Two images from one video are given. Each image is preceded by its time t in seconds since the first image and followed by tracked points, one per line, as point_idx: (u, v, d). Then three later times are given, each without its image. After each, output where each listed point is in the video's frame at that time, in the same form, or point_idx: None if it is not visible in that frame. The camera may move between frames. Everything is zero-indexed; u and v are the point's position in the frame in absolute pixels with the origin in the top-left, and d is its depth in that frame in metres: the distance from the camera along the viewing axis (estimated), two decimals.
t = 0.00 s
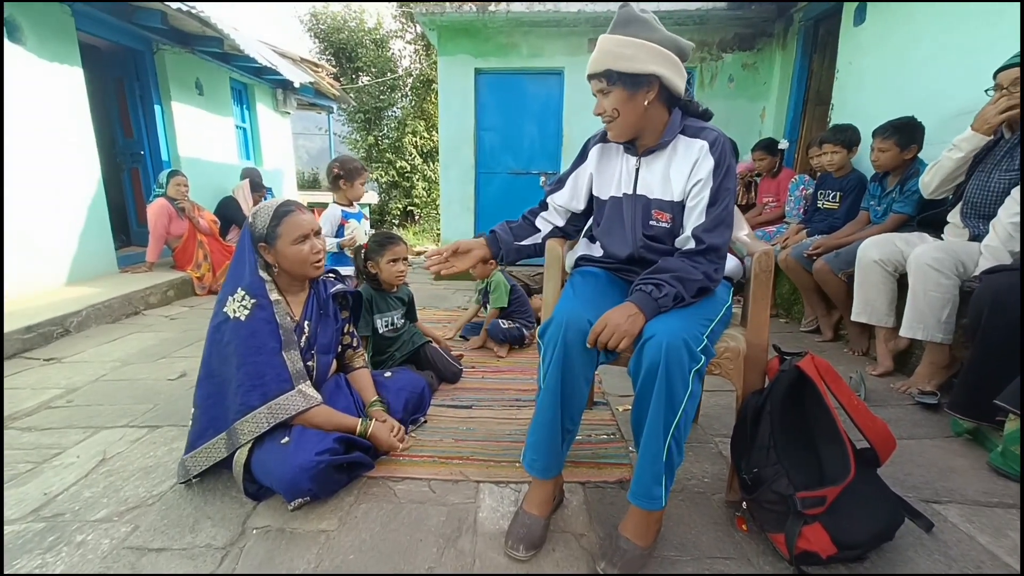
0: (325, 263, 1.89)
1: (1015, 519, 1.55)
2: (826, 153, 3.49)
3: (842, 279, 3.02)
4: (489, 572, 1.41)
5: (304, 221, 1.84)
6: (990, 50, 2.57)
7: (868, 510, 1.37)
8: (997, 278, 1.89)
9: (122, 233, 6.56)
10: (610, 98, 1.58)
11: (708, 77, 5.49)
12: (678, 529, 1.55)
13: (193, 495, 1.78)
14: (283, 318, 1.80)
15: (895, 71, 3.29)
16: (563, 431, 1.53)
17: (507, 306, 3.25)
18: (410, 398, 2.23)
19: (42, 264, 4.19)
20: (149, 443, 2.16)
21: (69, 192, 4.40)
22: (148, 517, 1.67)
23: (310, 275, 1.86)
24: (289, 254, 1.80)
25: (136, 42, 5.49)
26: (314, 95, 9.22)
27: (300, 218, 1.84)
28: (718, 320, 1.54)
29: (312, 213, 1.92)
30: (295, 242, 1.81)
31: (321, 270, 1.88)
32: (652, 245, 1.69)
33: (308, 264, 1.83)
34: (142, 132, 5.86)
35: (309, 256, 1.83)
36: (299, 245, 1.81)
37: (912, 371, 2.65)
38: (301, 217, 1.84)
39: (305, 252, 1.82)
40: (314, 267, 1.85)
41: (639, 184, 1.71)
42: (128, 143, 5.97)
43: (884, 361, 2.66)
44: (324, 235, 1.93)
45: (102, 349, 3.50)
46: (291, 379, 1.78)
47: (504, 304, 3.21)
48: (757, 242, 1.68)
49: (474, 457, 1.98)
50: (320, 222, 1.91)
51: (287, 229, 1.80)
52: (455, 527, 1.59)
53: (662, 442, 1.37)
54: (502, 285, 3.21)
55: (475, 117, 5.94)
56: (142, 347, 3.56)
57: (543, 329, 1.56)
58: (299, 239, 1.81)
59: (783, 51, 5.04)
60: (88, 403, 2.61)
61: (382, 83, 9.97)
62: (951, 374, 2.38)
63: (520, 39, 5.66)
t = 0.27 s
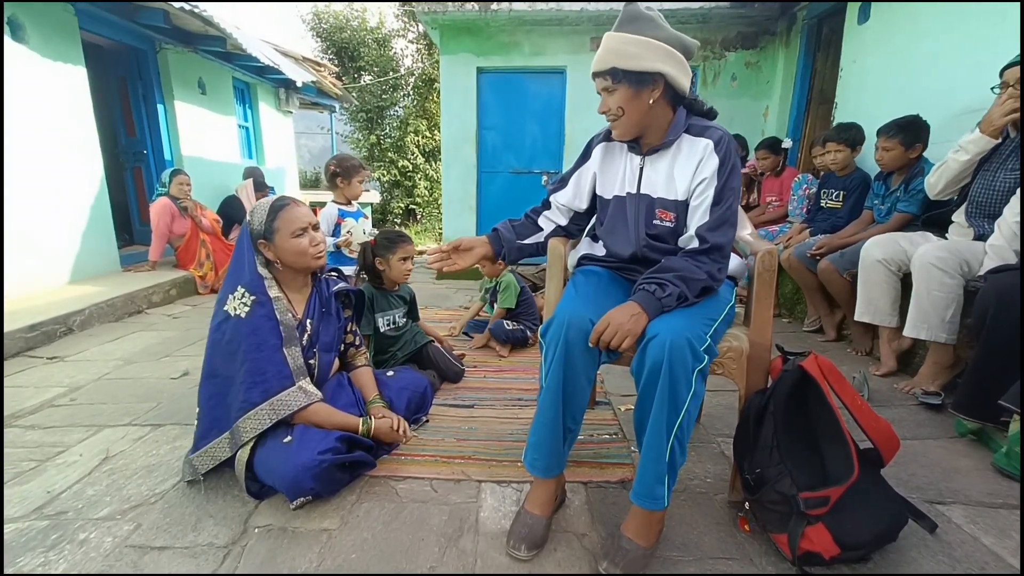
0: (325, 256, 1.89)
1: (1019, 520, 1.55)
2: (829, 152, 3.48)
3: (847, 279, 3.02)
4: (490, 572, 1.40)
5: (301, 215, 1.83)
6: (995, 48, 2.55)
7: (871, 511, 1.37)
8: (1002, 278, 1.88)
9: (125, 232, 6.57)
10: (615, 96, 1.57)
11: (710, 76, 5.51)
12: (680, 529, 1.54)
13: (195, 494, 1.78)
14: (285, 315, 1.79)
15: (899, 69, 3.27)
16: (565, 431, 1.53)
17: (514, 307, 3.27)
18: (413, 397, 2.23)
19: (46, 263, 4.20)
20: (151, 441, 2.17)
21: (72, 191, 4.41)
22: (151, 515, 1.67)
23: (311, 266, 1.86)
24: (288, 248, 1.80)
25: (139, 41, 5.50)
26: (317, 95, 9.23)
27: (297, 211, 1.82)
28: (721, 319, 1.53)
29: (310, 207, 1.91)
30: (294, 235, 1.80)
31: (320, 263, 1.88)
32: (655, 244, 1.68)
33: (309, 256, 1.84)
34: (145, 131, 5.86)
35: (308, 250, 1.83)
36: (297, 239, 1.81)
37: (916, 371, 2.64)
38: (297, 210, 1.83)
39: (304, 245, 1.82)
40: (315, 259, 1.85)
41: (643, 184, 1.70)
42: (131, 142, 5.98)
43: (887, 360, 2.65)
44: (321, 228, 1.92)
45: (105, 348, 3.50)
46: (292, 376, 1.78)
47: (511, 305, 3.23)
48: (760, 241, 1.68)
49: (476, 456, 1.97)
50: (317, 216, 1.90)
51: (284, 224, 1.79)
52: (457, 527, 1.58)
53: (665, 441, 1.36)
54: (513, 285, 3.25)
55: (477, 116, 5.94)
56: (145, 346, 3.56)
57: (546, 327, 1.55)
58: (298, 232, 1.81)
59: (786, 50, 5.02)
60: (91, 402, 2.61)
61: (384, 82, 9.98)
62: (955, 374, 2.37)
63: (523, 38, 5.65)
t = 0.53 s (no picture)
0: (326, 255, 1.88)
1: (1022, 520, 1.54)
2: (833, 151, 3.47)
3: (850, 278, 3.01)
4: (491, 568, 1.41)
5: (307, 213, 1.84)
6: (1000, 46, 2.54)
7: (872, 510, 1.37)
8: (1006, 278, 1.88)
9: (128, 229, 6.59)
10: (618, 100, 1.56)
11: (714, 74, 5.52)
12: (681, 527, 1.54)
13: (197, 488, 1.79)
14: (284, 310, 1.80)
15: (904, 68, 3.26)
16: (566, 428, 1.53)
17: (519, 306, 3.26)
18: (414, 393, 2.22)
19: (49, 259, 4.21)
20: (154, 436, 2.17)
21: (75, 187, 4.41)
22: (153, 509, 1.67)
23: (310, 268, 1.85)
24: (291, 246, 1.79)
25: (142, 38, 5.50)
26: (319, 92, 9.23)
27: (303, 210, 1.84)
28: (723, 317, 1.53)
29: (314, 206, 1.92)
30: (299, 234, 1.80)
31: (321, 263, 1.88)
32: (658, 242, 1.68)
33: (311, 258, 1.83)
34: (148, 127, 5.87)
35: (310, 248, 1.82)
36: (302, 238, 1.81)
37: (919, 370, 2.64)
38: (303, 210, 1.84)
39: (308, 244, 1.81)
40: (315, 261, 1.85)
41: (647, 182, 1.70)
42: (134, 138, 5.98)
43: (890, 359, 2.64)
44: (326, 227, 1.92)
45: (108, 344, 3.51)
46: (292, 371, 1.78)
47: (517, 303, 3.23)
48: (763, 239, 1.67)
49: (477, 453, 1.97)
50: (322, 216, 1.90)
51: (290, 222, 1.80)
52: (458, 523, 1.59)
53: (667, 439, 1.36)
54: (519, 285, 3.23)
55: (480, 114, 5.93)
56: (148, 342, 3.57)
57: (547, 325, 1.55)
58: (302, 231, 1.81)
59: (790, 48, 5.00)
60: (93, 397, 2.62)
61: (387, 80, 9.97)
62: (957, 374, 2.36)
63: (525, 36, 5.64)
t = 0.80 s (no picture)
0: (326, 253, 1.89)
1: None
2: (836, 149, 3.46)
3: (852, 277, 3.00)
4: (494, 569, 1.41)
5: (304, 211, 1.85)
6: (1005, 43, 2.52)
7: (876, 510, 1.36)
8: (1011, 276, 1.87)
9: (131, 229, 6.61)
10: (624, 94, 1.56)
11: (717, 72, 5.54)
12: (684, 527, 1.54)
13: (200, 489, 1.79)
14: (286, 312, 1.80)
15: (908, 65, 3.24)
16: (568, 427, 1.52)
17: (521, 305, 3.28)
18: (416, 393, 2.23)
19: (52, 260, 4.22)
20: (157, 436, 2.18)
21: (79, 188, 4.43)
22: (156, 509, 1.68)
23: (314, 264, 1.86)
24: (291, 244, 1.80)
25: (145, 38, 5.51)
26: (321, 92, 9.23)
27: (300, 208, 1.84)
28: (726, 317, 1.52)
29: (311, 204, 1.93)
30: (299, 232, 1.81)
31: (324, 259, 1.89)
32: (660, 241, 1.68)
33: (312, 254, 1.84)
34: (151, 128, 5.89)
35: (312, 245, 1.83)
36: (302, 235, 1.82)
37: (922, 370, 2.63)
38: (301, 208, 1.85)
39: (308, 241, 1.82)
40: (318, 257, 1.86)
41: (649, 181, 1.69)
42: (137, 139, 6.00)
43: (894, 359, 2.63)
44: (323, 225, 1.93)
45: (112, 344, 3.52)
46: (295, 372, 1.78)
47: (519, 304, 3.25)
48: (765, 238, 1.67)
49: (479, 453, 1.97)
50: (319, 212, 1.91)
51: (288, 220, 1.80)
52: (460, 523, 1.59)
53: (670, 439, 1.36)
54: (522, 284, 3.25)
55: (482, 113, 5.92)
56: (152, 342, 3.58)
57: (549, 324, 1.55)
58: (302, 228, 1.82)
59: (793, 46, 4.98)
60: (97, 397, 2.63)
61: (389, 79, 9.97)
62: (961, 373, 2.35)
63: (527, 34, 5.63)
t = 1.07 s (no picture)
0: (320, 259, 1.87)
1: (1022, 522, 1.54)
2: (832, 153, 3.48)
3: (848, 280, 3.00)
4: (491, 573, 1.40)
5: (297, 219, 1.79)
6: (1000, 47, 2.53)
7: (873, 513, 1.36)
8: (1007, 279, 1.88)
9: (128, 232, 6.59)
10: (626, 93, 1.57)
11: (714, 75, 5.51)
12: (681, 531, 1.54)
13: (196, 494, 1.78)
14: (275, 316, 1.74)
15: (903, 69, 3.26)
16: (566, 431, 1.52)
17: (514, 309, 3.26)
18: (413, 398, 2.22)
19: (48, 263, 4.21)
20: (152, 441, 2.17)
21: (75, 191, 4.41)
22: (151, 515, 1.67)
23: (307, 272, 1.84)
24: (285, 253, 1.77)
25: (141, 41, 5.50)
26: (319, 95, 9.23)
27: (294, 216, 1.80)
28: (724, 321, 1.52)
29: (306, 209, 1.88)
30: (292, 240, 1.78)
31: (318, 266, 1.86)
32: (657, 245, 1.68)
33: (306, 262, 1.81)
34: (148, 131, 5.88)
35: (305, 254, 1.80)
36: (295, 243, 1.79)
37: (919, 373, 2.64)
38: (296, 215, 1.80)
39: (302, 249, 1.79)
40: (312, 264, 1.83)
41: (649, 185, 1.69)
42: (134, 142, 5.99)
43: (891, 362, 2.64)
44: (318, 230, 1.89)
45: (108, 347, 3.51)
46: (287, 377, 1.73)
47: (513, 309, 3.23)
48: (762, 241, 1.67)
49: (476, 457, 1.97)
50: (314, 218, 1.87)
51: (282, 228, 1.76)
52: (457, 527, 1.58)
53: (669, 443, 1.35)
54: (514, 287, 3.24)
55: (479, 116, 5.93)
56: (148, 345, 3.57)
57: (547, 327, 1.55)
58: (295, 236, 1.78)
59: (789, 50, 5.01)
60: (92, 401, 2.62)
61: (386, 82, 9.98)
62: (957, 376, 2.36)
63: (525, 38, 5.65)
